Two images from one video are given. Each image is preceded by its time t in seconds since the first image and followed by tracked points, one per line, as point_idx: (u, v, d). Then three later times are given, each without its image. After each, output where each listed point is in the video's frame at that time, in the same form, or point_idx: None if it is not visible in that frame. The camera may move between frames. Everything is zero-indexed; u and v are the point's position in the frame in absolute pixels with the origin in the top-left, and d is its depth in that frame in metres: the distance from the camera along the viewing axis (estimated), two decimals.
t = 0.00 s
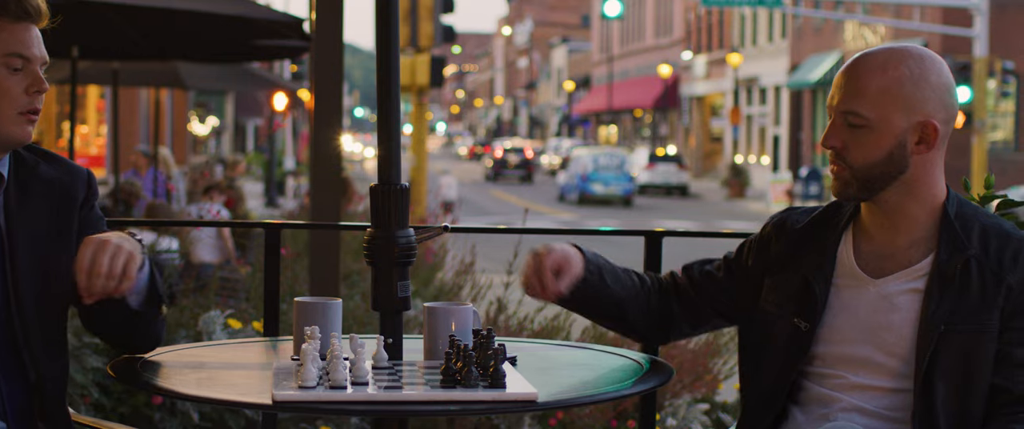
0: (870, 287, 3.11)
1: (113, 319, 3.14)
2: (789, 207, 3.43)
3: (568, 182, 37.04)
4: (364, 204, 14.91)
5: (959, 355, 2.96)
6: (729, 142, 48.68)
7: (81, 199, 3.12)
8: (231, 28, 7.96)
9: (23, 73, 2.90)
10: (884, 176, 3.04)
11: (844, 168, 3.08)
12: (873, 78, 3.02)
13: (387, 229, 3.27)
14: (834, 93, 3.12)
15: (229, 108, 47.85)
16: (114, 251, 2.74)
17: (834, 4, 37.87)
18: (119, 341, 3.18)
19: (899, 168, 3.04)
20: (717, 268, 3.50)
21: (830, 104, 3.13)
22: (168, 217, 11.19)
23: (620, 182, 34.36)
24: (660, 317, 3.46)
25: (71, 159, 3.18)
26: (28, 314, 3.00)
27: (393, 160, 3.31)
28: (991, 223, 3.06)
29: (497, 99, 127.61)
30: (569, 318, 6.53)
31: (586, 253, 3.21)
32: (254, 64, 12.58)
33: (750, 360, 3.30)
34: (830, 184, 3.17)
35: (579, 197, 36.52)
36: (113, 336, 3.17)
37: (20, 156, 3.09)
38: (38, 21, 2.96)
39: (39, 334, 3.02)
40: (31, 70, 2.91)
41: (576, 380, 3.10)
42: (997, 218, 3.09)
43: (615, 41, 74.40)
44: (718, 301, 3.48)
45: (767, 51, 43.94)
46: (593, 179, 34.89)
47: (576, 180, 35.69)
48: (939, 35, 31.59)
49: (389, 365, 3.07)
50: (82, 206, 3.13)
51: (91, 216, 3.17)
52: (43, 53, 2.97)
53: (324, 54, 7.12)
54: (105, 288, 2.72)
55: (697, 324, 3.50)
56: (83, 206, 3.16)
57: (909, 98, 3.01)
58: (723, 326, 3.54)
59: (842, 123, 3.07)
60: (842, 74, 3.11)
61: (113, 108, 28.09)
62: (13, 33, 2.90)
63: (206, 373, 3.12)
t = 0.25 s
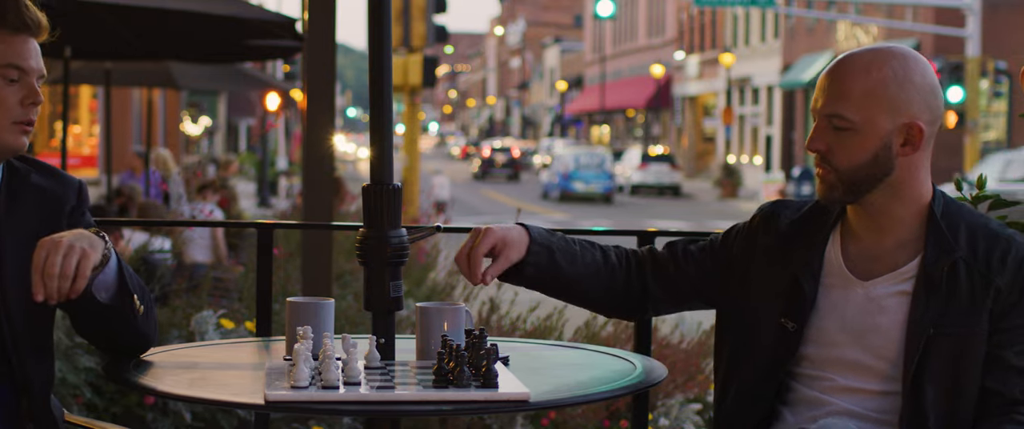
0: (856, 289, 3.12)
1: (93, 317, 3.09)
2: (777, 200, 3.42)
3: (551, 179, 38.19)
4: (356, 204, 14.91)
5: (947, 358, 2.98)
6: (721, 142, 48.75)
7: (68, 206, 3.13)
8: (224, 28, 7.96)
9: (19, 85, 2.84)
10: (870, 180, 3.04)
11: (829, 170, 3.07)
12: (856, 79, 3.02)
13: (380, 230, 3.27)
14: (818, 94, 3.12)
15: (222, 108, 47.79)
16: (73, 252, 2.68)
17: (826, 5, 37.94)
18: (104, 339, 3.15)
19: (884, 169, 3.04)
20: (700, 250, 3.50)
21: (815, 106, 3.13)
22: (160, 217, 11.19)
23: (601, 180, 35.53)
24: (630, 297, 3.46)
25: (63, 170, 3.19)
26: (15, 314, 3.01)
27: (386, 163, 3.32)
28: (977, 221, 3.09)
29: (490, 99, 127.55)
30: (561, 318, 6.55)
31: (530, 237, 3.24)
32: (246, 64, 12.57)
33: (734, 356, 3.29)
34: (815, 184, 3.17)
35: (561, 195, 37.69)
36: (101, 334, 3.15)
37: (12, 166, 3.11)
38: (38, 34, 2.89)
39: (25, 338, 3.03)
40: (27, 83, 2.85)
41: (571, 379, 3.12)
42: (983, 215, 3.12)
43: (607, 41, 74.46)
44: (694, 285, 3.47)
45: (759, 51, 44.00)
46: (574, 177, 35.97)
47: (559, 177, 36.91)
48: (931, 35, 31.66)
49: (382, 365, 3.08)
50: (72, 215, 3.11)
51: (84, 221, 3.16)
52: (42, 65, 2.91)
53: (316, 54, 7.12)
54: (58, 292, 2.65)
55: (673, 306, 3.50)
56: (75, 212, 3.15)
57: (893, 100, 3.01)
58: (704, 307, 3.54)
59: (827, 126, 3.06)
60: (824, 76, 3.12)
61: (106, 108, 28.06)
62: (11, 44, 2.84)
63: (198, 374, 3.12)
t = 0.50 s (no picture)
0: (845, 291, 3.12)
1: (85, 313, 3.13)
2: (767, 195, 3.40)
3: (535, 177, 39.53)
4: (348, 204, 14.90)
5: (937, 361, 2.98)
6: (714, 142, 48.79)
7: (64, 209, 3.17)
8: (216, 28, 7.95)
9: (23, 89, 2.95)
10: (856, 181, 3.02)
11: (816, 172, 3.05)
12: (842, 80, 2.99)
13: (372, 230, 3.28)
14: (804, 96, 3.09)
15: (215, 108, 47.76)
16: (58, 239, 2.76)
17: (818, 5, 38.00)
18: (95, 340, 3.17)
19: (871, 171, 3.02)
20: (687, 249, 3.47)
21: (800, 108, 3.10)
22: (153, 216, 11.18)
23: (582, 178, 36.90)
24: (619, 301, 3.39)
25: (59, 173, 3.25)
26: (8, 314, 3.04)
27: (378, 162, 3.32)
28: (965, 221, 3.08)
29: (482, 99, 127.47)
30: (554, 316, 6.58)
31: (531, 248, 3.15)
32: (239, 64, 12.57)
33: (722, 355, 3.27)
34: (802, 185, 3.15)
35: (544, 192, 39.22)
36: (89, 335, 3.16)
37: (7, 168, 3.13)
38: (43, 40, 3.02)
39: (19, 338, 3.07)
40: (31, 87, 2.97)
41: (564, 381, 3.12)
42: (971, 214, 3.11)
43: (600, 41, 74.54)
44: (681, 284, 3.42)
45: (752, 51, 44.05)
46: (557, 175, 37.39)
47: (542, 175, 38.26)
48: (924, 35, 31.73)
49: (375, 364, 3.08)
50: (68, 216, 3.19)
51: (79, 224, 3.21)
52: (45, 70, 3.02)
53: (309, 54, 7.12)
54: (38, 275, 2.71)
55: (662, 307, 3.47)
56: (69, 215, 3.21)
57: (880, 101, 2.99)
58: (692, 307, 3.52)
59: (814, 128, 3.04)
60: (810, 77, 3.09)
61: (98, 108, 28.01)
62: (17, 49, 2.95)
63: (190, 374, 3.12)
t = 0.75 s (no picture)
0: (833, 294, 3.12)
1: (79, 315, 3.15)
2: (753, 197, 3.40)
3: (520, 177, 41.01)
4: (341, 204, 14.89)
5: (925, 366, 2.99)
6: (706, 142, 48.85)
7: (56, 211, 3.19)
8: (209, 29, 7.95)
9: (14, 92, 2.96)
10: (845, 183, 3.02)
11: (805, 172, 3.05)
12: (834, 79, 2.99)
13: (365, 229, 3.28)
14: (793, 96, 3.09)
15: (208, 108, 47.74)
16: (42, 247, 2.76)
17: (811, 5, 38.06)
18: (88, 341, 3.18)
19: (860, 172, 3.03)
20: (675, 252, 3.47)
21: (789, 108, 3.10)
22: (147, 216, 11.17)
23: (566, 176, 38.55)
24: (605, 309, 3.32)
25: (51, 173, 3.25)
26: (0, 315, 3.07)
27: (371, 161, 3.33)
28: (953, 223, 3.10)
29: (475, 99, 127.50)
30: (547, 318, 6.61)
31: (527, 289, 3.06)
32: (232, 64, 12.55)
33: (710, 356, 3.26)
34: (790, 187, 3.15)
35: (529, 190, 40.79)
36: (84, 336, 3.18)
37: None
38: (35, 42, 3.03)
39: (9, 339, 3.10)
40: (22, 89, 2.97)
41: (555, 382, 3.12)
42: (958, 215, 3.13)
43: (593, 41, 74.61)
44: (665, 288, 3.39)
45: (745, 51, 44.11)
46: (541, 173, 39.02)
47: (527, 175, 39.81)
48: (916, 36, 31.78)
49: (367, 365, 3.09)
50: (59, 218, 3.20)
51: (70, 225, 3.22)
52: (37, 72, 3.03)
53: (302, 54, 7.12)
54: (18, 282, 2.71)
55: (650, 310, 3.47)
56: (60, 216, 3.21)
57: (870, 102, 2.99)
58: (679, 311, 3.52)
59: (802, 128, 3.04)
60: (799, 77, 3.08)
61: (91, 108, 27.98)
62: (10, 51, 2.97)
63: (182, 374, 3.13)
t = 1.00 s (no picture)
0: (821, 299, 3.10)
1: (67, 314, 3.16)
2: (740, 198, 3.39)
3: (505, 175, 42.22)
4: (334, 204, 14.88)
5: (915, 371, 3.00)
6: (699, 142, 48.88)
7: (46, 210, 3.20)
8: (202, 29, 7.95)
9: (2, 91, 2.97)
10: (834, 186, 3.01)
11: (792, 175, 3.03)
12: (823, 80, 2.98)
13: (357, 230, 3.29)
14: (781, 98, 3.07)
15: (200, 108, 47.67)
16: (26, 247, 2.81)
17: (804, 5, 38.10)
18: (79, 340, 3.19)
19: (849, 176, 3.02)
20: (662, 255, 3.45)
21: (777, 111, 3.09)
22: (139, 216, 11.15)
23: (549, 174, 39.79)
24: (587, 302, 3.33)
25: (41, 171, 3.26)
26: None
27: (364, 159, 3.33)
28: (942, 226, 3.10)
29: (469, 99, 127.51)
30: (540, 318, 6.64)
31: (514, 261, 3.14)
32: (224, 64, 12.54)
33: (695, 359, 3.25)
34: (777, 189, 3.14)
35: (513, 188, 42.05)
36: (73, 335, 3.19)
37: None
38: (22, 41, 3.04)
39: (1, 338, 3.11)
40: (9, 89, 2.98)
41: (547, 381, 3.14)
42: (946, 218, 3.13)
43: (585, 41, 74.62)
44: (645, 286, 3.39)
45: (737, 51, 44.15)
46: (525, 172, 40.28)
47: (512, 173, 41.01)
48: (909, 35, 31.81)
49: (360, 364, 3.09)
50: (49, 214, 3.21)
51: (63, 222, 3.24)
52: (23, 72, 3.04)
53: (295, 55, 7.13)
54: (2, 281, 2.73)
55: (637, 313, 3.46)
56: (52, 214, 3.23)
57: (860, 105, 2.98)
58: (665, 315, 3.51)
59: (791, 131, 3.02)
60: (788, 78, 3.06)
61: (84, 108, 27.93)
62: None
63: (175, 373, 3.13)
